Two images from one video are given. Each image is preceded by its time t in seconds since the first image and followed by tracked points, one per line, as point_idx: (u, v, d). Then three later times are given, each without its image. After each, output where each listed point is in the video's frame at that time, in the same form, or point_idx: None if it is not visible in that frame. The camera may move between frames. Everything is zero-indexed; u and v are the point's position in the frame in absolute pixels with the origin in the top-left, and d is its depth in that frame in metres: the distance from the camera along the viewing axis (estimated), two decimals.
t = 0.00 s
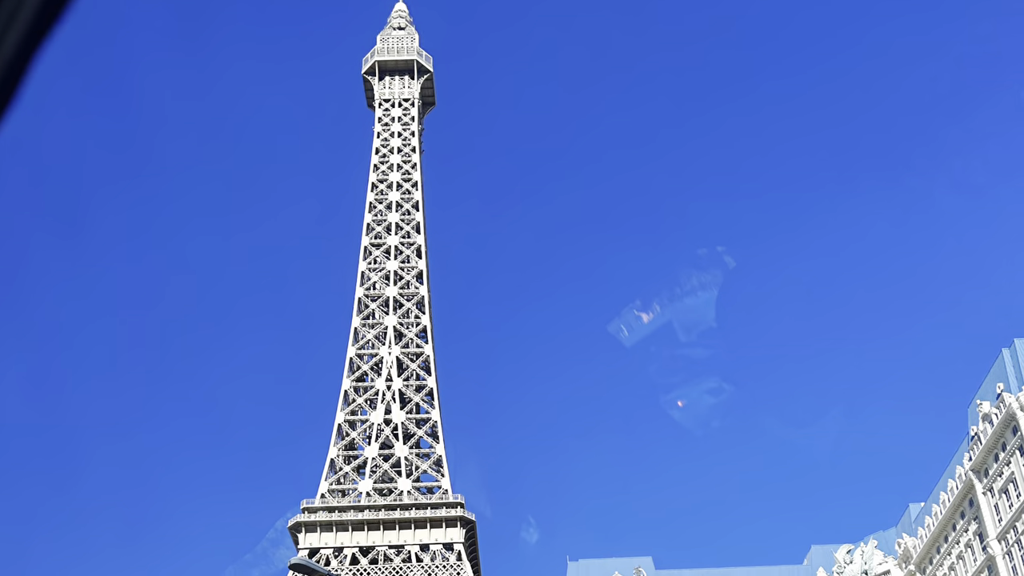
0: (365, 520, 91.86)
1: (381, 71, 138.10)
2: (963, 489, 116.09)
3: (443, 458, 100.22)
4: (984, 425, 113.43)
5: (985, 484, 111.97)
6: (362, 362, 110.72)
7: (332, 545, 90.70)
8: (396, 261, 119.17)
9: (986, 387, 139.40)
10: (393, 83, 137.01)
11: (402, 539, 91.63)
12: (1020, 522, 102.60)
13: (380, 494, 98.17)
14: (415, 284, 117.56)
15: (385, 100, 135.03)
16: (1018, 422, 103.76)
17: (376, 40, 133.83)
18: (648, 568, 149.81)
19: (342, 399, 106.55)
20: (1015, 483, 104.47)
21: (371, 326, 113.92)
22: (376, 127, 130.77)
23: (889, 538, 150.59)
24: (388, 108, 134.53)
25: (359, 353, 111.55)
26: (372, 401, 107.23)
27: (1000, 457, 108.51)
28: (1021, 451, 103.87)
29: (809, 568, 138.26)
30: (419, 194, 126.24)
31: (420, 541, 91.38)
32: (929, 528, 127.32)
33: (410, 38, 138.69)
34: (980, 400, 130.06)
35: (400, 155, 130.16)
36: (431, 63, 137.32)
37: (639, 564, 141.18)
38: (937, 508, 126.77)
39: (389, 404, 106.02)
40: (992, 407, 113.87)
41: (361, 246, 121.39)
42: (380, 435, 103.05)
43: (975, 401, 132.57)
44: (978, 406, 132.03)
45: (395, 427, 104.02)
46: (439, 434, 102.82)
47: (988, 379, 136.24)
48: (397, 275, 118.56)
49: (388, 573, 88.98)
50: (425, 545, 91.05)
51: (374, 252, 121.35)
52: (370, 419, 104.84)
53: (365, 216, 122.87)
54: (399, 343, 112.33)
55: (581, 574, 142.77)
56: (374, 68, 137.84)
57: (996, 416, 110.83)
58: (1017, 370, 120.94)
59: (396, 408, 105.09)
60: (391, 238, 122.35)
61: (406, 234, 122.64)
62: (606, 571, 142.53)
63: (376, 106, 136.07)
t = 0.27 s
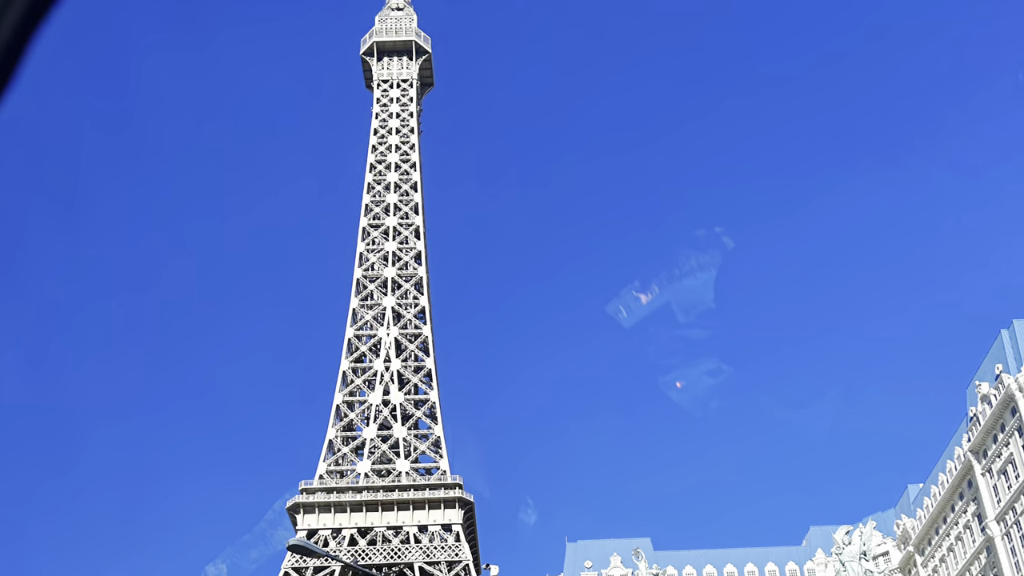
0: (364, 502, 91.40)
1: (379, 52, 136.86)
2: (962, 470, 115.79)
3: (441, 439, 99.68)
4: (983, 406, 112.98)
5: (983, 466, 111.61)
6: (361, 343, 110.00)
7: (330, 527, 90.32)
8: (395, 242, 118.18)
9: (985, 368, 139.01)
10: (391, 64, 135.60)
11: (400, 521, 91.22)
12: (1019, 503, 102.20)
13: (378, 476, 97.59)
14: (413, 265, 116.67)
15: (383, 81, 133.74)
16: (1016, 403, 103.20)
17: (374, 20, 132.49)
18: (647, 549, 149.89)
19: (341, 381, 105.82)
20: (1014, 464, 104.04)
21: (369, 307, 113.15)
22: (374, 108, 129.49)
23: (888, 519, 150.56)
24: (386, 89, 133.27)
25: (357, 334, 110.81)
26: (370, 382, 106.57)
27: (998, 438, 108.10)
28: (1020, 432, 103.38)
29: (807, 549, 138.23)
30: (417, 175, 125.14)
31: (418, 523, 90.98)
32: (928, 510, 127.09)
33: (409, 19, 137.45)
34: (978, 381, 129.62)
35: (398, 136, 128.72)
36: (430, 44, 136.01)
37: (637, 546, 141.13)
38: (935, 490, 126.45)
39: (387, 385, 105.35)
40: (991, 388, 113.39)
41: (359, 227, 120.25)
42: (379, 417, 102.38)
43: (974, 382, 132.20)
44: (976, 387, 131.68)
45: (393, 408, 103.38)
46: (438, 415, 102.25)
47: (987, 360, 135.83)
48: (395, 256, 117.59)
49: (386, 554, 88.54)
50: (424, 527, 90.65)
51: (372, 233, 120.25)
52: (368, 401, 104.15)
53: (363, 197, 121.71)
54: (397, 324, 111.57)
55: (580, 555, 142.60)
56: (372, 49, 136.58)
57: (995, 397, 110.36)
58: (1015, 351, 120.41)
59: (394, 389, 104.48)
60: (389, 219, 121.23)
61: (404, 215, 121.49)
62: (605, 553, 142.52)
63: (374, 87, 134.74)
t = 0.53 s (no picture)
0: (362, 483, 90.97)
1: (378, 32, 135.76)
2: (960, 451, 115.47)
3: (440, 420, 99.27)
4: (981, 386, 112.55)
5: (982, 447, 111.30)
6: (359, 324, 109.42)
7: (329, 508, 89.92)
8: (393, 223, 117.18)
9: (983, 349, 138.64)
10: (389, 45, 134.45)
11: (399, 502, 90.85)
12: (1018, 483, 101.88)
13: (376, 456, 97.13)
14: (412, 246, 115.84)
15: (382, 62, 132.58)
16: (1015, 384, 102.66)
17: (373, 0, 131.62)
18: (646, 530, 149.94)
19: (339, 361, 105.20)
20: (1013, 445, 103.64)
21: (367, 288, 112.41)
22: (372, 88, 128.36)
23: (886, 500, 150.56)
24: (385, 69, 131.90)
25: (355, 315, 110.18)
26: (368, 363, 106.09)
27: (997, 419, 107.70)
28: (1018, 412, 102.93)
29: (806, 530, 138.25)
30: (416, 156, 124.14)
31: (417, 504, 90.61)
32: (927, 490, 126.91)
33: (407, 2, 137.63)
34: (977, 362, 129.19)
35: (397, 117, 127.46)
36: (428, 25, 135.11)
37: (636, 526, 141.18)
38: (934, 471, 126.21)
39: (386, 366, 104.87)
40: (989, 369, 112.92)
41: (358, 208, 119.05)
42: (377, 397, 101.88)
43: (973, 362, 131.86)
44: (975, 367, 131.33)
45: (392, 389, 102.95)
46: (436, 396, 101.86)
47: (985, 341, 135.36)
48: (394, 237, 116.70)
49: (385, 535, 88.15)
50: (422, 508, 90.32)
51: (370, 214, 119.13)
52: (366, 381, 103.59)
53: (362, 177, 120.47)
54: (396, 305, 110.99)
55: (578, 535, 142.74)
56: (371, 30, 135.49)
57: (994, 377, 109.92)
58: (1014, 332, 119.84)
59: (393, 369, 103.99)
60: (388, 200, 120.04)
61: (402, 195, 120.40)
62: (604, 534, 142.55)
63: (372, 68, 133.51)
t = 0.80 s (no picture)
0: (361, 464, 90.56)
1: (376, 14, 135.01)
2: (959, 433, 115.33)
3: (439, 401, 98.88)
4: (980, 367, 112.25)
5: (981, 428, 111.13)
6: (357, 305, 108.76)
7: (327, 489, 89.57)
8: (392, 204, 116.25)
9: (982, 330, 138.44)
10: (387, 26, 133.59)
11: (397, 483, 90.52)
12: (1016, 465, 101.62)
13: (375, 437, 96.66)
14: (410, 227, 115.07)
15: (380, 43, 131.59)
16: (1014, 365, 102.35)
17: None
18: (645, 512, 150.03)
19: (337, 342, 104.58)
20: (1012, 426, 103.35)
21: (366, 269, 111.69)
22: (370, 69, 127.23)
23: (885, 481, 150.83)
24: (383, 51, 131.00)
25: (354, 296, 109.51)
26: (367, 343, 105.53)
27: (996, 400, 107.40)
28: (1017, 393, 102.64)
29: (805, 511, 138.36)
30: (414, 137, 122.95)
31: (415, 485, 90.27)
32: (925, 472, 126.90)
33: None
34: (975, 343, 128.94)
35: (395, 98, 126.34)
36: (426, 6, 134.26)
37: (635, 507, 141.37)
38: (933, 452, 126.10)
39: (384, 347, 104.38)
40: (988, 350, 112.60)
41: (356, 189, 118.06)
42: (376, 378, 101.41)
43: (971, 343, 131.61)
44: (973, 348, 131.10)
45: (390, 370, 102.47)
46: (435, 376, 101.41)
47: (984, 322, 135.10)
48: (392, 218, 115.86)
49: (383, 516, 87.77)
50: (421, 489, 89.99)
51: (368, 195, 118.24)
52: (365, 362, 103.01)
53: (360, 158, 119.34)
54: (394, 286, 110.41)
55: (577, 516, 142.99)
56: (369, 11, 134.49)
57: (992, 358, 109.62)
58: (1012, 313, 119.42)
59: (391, 350, 103.51)
60: (386, 180, 119.18)
61: (401, 176, 119.43)
62: (602, 515, 142.66)
63: (370, 49, 132.49)
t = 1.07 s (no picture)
0: (359, 445, 90.22)
1: None
2: (958, 414, 115.09)
3: (437, 382, 98.43)
4: (979, 348, 111.86)
5: (980, 409, 110.85)
6: (356, 286, 108.12)
7: (326, 470, 89.26)
8: (390, 185, 115.41)
9: (981, 311, 138.03)
10: (386, 7, 132.80)
11: (396, 464, 90.19)
12: (1015, 446, 101.32)
13: (373, 418, 96.29)
14: (408, 208, 114.22)
15: (378, 24, 130.66)
16: (1013, 346, 102.00)
17: None
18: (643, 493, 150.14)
19: (335, 323, 104.03)
20: (1011, 407, 103.03)
21: (364, 250, 110.97)
22: (369, 50, 126.16)
23: (883, 463, 150.95)
24: (381, 32, 130.22)
25: (352, 277, 108.86)
26: (365, 325, 105.00)
27: (995, 381, 107.03)
28: (1016, 374, 102.28)
29: (803, 493, 138.45)
30: (413, 118, 121.89)
31: (414, 466, 89.96)
32: (924, 453, 126.78)
33: None
34: (975, 324, 128.55)
35: (394, 79, 125.30)
36: None
37: (633, 488, 141.50)
38: (932, 433, 125.95)
39: (382, 328, 103.83)
40: (987, 331, 112.14)
41: (354, 170, 117.21)
42: (374, 359, 100.96)
43: (970, 324, 131.23)
44: (972, 329, 130.73)
45: (388, 351, 101.98)
46: (433, 357, 100.89)
47: (983, 304, 134.63)
48: (391, 199, 115.03)
49: (382, 497, 87.49)
50: (419, 470, 89.68)
51: (367, 176, 117.38)
52: (363, 343, 102.50)
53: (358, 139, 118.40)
54: (392, 267, 109.74)
55: (575, 497, 143.17)
56: None
57: (991, 339, 109.22)
58: (1012, 294, 118.91)
59: (389, 331, 103.02)
60: (384, 161, 118.27)
61: (399, 157, 118.47)
62: (601, 496, 142.56)
63: (368, 30, 131.58)
